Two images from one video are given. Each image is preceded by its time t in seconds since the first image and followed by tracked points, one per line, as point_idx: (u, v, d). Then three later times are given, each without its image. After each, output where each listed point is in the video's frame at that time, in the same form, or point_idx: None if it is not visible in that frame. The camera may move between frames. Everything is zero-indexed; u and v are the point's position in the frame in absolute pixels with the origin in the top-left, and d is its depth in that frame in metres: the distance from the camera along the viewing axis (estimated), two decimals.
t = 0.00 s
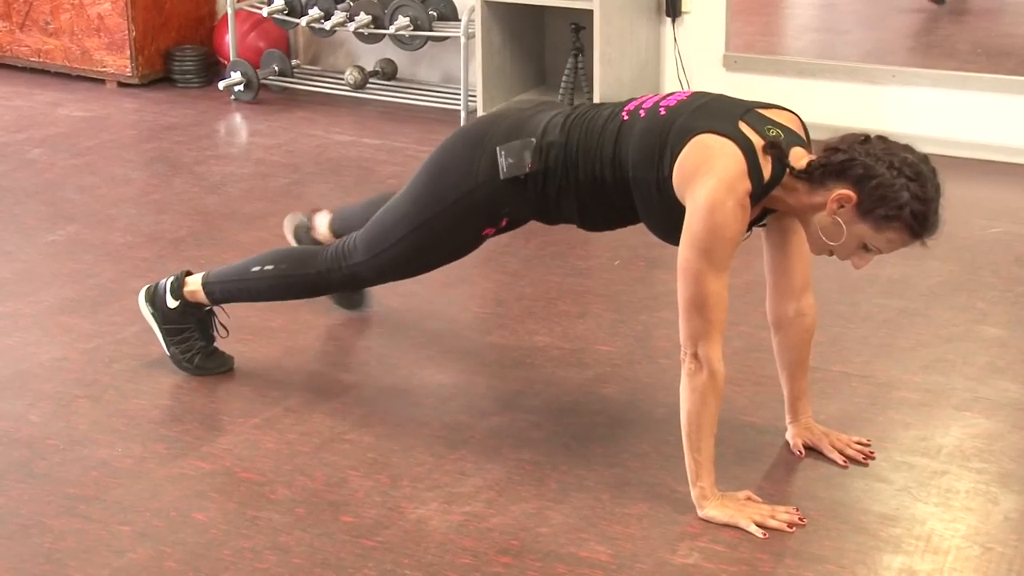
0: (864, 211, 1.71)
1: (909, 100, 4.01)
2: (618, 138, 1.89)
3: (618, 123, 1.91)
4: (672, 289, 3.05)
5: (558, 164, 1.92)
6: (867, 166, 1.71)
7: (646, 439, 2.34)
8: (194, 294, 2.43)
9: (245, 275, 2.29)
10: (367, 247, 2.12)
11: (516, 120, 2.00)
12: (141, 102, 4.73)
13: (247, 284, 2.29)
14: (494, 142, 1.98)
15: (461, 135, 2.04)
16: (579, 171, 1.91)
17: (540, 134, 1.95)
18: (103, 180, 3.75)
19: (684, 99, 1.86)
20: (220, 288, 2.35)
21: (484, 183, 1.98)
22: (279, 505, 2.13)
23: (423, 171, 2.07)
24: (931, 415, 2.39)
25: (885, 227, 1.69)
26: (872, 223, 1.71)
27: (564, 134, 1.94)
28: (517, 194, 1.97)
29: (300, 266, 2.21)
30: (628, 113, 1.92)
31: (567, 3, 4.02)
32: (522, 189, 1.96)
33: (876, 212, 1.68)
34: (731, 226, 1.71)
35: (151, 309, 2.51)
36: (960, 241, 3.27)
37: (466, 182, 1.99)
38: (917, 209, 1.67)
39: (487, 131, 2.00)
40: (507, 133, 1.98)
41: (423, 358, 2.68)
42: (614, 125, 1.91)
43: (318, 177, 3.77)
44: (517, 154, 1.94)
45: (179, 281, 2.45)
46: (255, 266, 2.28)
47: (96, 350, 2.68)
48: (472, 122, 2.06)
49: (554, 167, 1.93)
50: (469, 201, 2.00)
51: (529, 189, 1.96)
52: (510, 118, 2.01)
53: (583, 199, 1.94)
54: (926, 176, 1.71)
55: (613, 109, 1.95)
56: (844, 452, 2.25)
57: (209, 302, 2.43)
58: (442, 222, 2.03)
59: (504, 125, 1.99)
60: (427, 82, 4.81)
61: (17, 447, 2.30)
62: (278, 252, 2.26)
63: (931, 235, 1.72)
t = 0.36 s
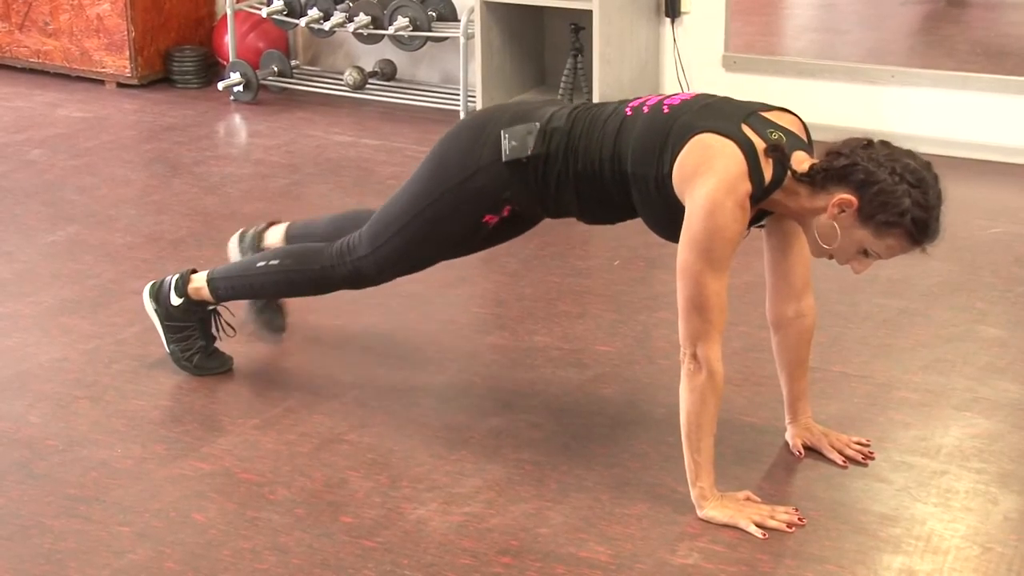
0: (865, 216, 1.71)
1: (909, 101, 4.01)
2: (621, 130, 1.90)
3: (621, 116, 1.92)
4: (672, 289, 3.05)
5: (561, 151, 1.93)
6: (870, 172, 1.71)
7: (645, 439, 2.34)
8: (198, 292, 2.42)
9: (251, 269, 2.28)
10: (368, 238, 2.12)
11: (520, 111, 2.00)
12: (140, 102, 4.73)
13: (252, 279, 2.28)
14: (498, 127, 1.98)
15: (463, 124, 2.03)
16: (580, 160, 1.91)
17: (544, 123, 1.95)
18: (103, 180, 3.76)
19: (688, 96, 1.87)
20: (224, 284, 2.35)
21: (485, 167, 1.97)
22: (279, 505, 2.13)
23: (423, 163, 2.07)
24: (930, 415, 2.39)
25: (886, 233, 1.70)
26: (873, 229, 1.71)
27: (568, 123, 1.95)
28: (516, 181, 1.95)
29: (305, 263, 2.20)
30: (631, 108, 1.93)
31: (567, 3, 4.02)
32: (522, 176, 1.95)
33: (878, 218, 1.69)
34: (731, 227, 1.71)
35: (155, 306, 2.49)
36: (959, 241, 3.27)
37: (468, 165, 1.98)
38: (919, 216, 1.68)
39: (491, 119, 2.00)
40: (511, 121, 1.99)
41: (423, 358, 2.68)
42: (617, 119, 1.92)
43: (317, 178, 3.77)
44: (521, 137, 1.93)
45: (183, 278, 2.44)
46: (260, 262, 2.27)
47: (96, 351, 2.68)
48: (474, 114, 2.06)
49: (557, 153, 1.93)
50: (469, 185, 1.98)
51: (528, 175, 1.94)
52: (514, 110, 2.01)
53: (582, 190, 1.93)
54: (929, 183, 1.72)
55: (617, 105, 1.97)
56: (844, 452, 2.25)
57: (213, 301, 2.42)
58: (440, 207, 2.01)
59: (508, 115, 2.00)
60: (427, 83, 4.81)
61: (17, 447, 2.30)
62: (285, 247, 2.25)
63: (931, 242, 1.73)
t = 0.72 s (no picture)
0: (856, 236, 1.70)
1: (908, 101, 4.01)
2: (625, 118, 1.87)
3: (627, 103, 1.89)
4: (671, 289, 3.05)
5: (562, 134, 1.91)
6: (865, 193, 1.70)
7: (644, 439, 2.34)
8: (180, 287, 2.40)
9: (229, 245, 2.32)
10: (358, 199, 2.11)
11: (529, 82, 1.97)
12: (140, 103, 4.73)
13: (228, 251, 2.32)
14: (503, 101, 1.96)
15: (472, 87, 2.01)
16: (580, 143, 1.90)
17: (550, 99, 1.93)
18: (102, 181, 3.76)
19: (696, 92, 1.85)
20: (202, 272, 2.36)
21: (486, 140, 1.97)
22: (279, 506, 2.13)
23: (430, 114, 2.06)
24: (930, 415, 2.39)
25: (874, 255, 1.69)
26: (862, 249, 1.70)
27: (572, 104, 1.91)
28: (516, 159, 1.96)
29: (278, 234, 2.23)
30: (638, 96, 1.90)
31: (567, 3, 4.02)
32: (522, 154, 1.95)
33: (868, 240, 1.68)
34: (728, 230, 1.72)
35: (140, 307, 2.47)
36: (959, 241, 3.27)
37: (469, 139, 1.98)
38: (909, 241, 1.67)
39: (497, 87, 1.98)
40: (517, 94, 1.96)
41: (422, 359, 2.68)
42: (622, 104, 1.89)
43: (317, 178, 3.78)
44: (523, 117, 1.92)
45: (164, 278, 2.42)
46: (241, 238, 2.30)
47: (96, 351, 2.68)
48: (487, 74, 2.03)
49: (557, 134, 1.91)
50: (470, 158, 1.99)
51: (528, 154, 1.94)
52: (523, 77, 1.99)
53: (580, 175, 1.93)
54: (922, 208, 1.71)
55: (625, 85, 1.93)
56: (844, 453, 2.25)
57: (195, 295, 2.41)
58: (438, 174, 2.02)
59: (514, 86, 1.97)
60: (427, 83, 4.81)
61: (16, 448, 2.30)
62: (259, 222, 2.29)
63: (918, 265, 1.73)
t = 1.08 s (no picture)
0: (843, 238, 1.70)
1: (907, 102, 4.02)
2: (613, 125, 1.87)
3: (614, 111, 1.89)
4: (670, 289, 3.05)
5: (551, 147, 1.90)
6: (855, 196, 1.70)
7: (642, 440, 2.34)
8: (120, 333, 2.23)
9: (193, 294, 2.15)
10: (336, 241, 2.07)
11: (507, 101, 1.98)
12: (139, 104, 4.73)
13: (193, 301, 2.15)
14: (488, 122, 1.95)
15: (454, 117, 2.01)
16: (571, 155, 1.89)
17: (533, 114, 1.93)
18: (102, 181, 3.76)
19: (681, 92, 1.86)
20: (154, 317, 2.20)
21: (477, 165, 1.94)
22: (278, 506, 2.13)
23: (415, 158, 2.03)
24: (930, 416, 2.39)
25: (860, 258, 1.69)
26: (849, 251, 1.70)
27: (557, 116, 1.91)
28: (508, 177, 1.94)
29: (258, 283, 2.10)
30: (623, 100, 1.90)
31: (566, 3, 4.02)
32: (514, 171, 1.93)
33: (855, 243, 1.68)
34: (718, 230, 1.72)
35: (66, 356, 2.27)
36: (959, 242, 3.27)
37: (461, 163, 1.96)
38: (896, 246, 1.67)
39: (479, 113, 1.98)
40: (499, 113, 1.96)
41: (421, 359, 2.68)
42: (609, 113, 1.89)
43: (317, 178, 3.78)
44: (510, 133, 1.91)
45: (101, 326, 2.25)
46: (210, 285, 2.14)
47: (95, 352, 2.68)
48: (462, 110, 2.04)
49: (547, 148, 1.90)
50: (463, 182, 1.96)
51: (519, 171, 1.93)
52: (502, 99, 1.99)
53: (572, 184, 1.91)
54: (911, 213, 1.71)
55: (607, 95, 1.94)
56: (843, 453, 2.25)
57: (137, 344, 2.24)
58: (433, 205, 1.98)
59: (497, 106, 1.97)
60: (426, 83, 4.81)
61: (16, 449, 2.30)
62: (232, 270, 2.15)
63: (904, 268, 1.73)
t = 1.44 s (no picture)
0: (843, 235, 1.70)
1: (905, 103, 4.02)
2: (608, 134, 1.88)
3: (608, 121, 1.89)
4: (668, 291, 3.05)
5: (548, 158, 1.91)
6: (853, 194, 1.70)
7: (640, 441, 2.34)
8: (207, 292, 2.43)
9: (258, 278, 2.32)
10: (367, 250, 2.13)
11: (504, 113, 1.98)
12: (138, 105, 4.72)
13: (259, 286, 2.31)
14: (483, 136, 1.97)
15: (450, 133, 2.03)
16: (568, 164, 1.90)
17: (528, 126, 1.93)
18: (100, 182, 3.76)
19: (676, 96, 1.86)
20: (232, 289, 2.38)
21: (476, 178, 1.97)
22: (276, 507, 2.13)
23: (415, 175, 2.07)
24: (928, 417, 2.39)
25: (861, 255, 1.69)
26: (848, 249, 1.71)
27: (552, 127, 1.92)
28: (508, 190, 1.95)
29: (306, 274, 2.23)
30: (620, 106, 1.91)
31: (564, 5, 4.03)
32: (513, 182, 1.94)
33: (855, 240, 1.68)
34: (716, 229, 1.72)
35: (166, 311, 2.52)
36: (957, 243, 3.27)
37: (459, 179, 1.98)
38: (896, 242, 1.67)
39: (475, 126, 1.99)
40: (496, 125, 1.96)
41: (420, 360, 2.68)
42: (604, 121, 1.90)
43: (316, 179, 3.78)
44: (506, 146, 1.93)
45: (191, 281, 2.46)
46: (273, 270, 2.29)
47: (92, 353, 2.68)
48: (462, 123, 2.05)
49: (544, 161, 1.91)
50: (464, 196, 1.99)
51: (518, 184, 1.94)
52: (497, 111, 1.99)
53: (572, 194, 1.92)
54: (911, 210, 1.70)
55: (603, 104, 1.94)
56: (841, 454, 2.25)
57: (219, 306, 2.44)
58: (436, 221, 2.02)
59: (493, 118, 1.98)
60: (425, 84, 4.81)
61: (14, 450, 2.30)
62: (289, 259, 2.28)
63: (905, 266, 1.72)
